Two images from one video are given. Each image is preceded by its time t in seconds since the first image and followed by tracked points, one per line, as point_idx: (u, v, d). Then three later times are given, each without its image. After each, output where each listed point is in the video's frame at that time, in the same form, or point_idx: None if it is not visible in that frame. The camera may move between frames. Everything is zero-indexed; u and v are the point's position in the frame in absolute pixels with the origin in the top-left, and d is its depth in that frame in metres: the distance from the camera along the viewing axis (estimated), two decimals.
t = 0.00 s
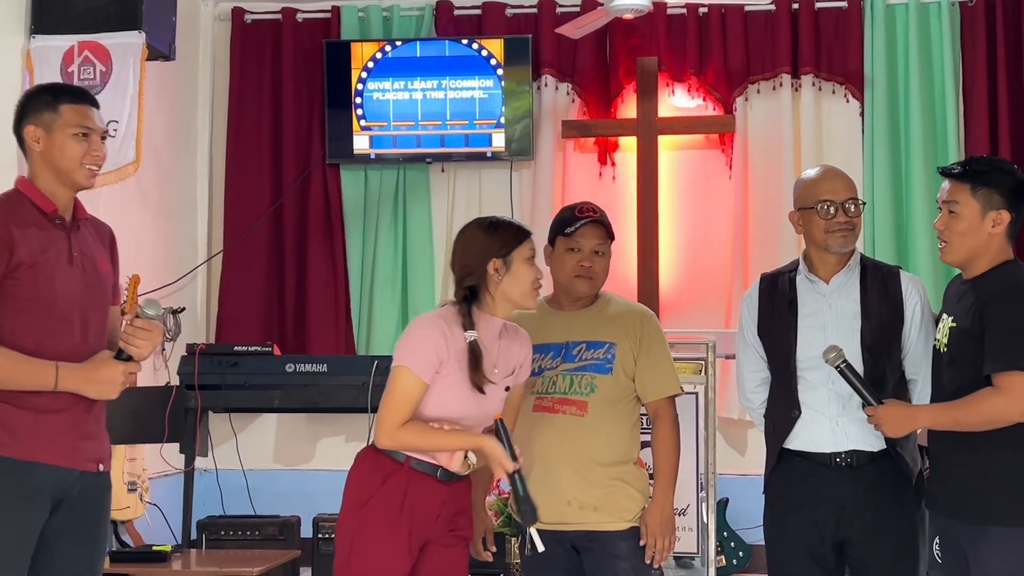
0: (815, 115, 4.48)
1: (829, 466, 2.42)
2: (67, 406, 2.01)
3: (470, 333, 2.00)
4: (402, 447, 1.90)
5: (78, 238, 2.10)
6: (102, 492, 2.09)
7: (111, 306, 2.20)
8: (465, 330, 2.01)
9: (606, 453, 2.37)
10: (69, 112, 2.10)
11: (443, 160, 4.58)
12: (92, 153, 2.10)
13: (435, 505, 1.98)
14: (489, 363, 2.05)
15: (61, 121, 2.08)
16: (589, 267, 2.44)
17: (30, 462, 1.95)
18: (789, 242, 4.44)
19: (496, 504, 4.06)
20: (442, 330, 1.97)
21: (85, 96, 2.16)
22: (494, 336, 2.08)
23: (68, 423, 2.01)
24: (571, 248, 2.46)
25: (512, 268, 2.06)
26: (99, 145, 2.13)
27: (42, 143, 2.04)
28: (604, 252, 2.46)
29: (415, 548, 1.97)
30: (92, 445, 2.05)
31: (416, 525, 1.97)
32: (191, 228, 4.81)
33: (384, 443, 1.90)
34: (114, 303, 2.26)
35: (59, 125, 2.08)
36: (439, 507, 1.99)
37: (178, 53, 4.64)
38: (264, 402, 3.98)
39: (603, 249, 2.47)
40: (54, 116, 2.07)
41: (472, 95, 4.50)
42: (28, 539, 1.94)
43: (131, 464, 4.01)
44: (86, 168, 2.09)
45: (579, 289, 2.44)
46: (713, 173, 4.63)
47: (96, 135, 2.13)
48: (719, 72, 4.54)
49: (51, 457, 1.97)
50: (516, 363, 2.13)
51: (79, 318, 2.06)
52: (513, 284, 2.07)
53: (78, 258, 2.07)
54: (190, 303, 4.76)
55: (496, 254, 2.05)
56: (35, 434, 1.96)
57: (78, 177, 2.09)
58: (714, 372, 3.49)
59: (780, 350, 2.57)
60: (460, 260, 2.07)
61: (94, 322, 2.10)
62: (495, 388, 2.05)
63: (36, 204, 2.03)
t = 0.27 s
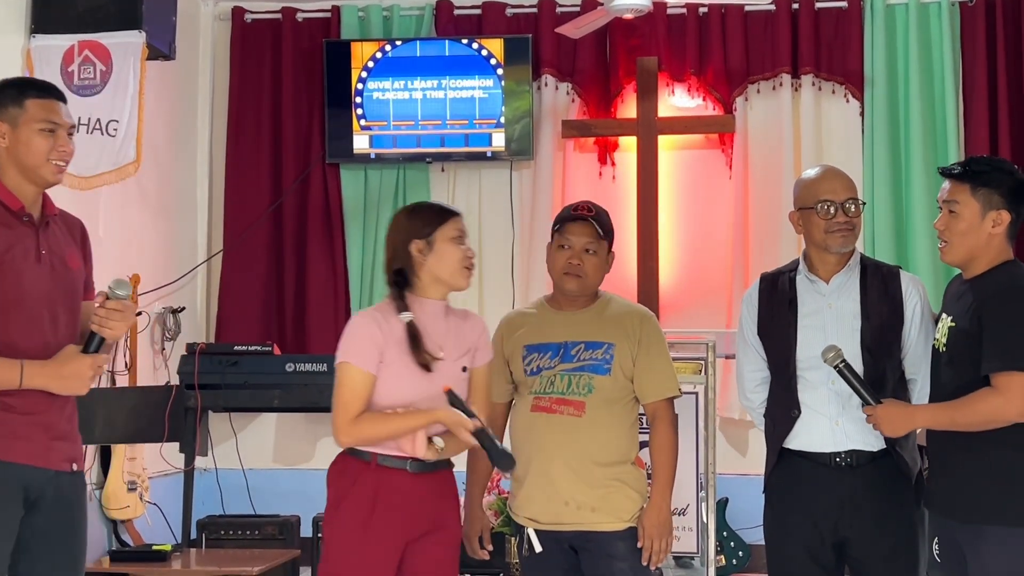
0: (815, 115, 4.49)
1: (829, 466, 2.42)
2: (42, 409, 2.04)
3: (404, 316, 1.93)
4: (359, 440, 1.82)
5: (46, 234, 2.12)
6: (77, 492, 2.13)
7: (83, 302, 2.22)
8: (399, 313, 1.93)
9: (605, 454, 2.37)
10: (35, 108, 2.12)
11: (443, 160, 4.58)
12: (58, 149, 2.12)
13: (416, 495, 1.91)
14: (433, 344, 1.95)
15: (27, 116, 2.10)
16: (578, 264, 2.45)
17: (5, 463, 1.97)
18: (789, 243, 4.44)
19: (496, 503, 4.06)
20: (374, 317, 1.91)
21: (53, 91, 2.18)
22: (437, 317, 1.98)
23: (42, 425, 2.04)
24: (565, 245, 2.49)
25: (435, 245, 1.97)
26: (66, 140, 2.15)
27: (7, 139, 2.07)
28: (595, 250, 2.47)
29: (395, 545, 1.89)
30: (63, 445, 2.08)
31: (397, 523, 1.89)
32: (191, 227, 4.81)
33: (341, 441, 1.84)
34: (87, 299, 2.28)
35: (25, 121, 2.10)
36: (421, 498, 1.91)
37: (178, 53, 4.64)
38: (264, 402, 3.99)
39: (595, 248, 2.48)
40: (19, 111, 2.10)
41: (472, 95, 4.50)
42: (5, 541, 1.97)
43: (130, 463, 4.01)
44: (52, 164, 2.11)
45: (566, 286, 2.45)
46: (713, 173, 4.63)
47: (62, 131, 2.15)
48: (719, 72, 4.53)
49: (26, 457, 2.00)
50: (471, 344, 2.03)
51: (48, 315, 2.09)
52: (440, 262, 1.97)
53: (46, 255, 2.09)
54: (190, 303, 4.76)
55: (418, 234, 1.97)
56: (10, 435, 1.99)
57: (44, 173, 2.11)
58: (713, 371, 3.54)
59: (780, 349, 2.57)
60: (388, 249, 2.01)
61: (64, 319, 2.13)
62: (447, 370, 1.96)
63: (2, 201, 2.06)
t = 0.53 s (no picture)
0: (815, 115, 4.49)
1: (829, 466, 2.42)
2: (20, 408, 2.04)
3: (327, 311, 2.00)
4: (301, 434, 1.91)
5: (27, 234, 2.12)
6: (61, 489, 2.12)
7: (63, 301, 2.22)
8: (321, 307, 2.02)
9: (602, 454, 2.36)
10: (17, 105, 2.11)
11: (443, 160, 4.58)
12: (40, 147, 2.11)
13: (370, 486, 1.97)
14: (364, 339, 2.03)
15: (8, 114, 2.09)
16: (567, 262, 2.47)
17: None
18: (789, 243, 4.44)
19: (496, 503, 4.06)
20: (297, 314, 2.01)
21: (34, 89, 2.18)
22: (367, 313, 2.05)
23: (22, 426, 2.04)
24: (555, 243, 2.51)
25: (358, 246, 2.04)
26: (48, 138, 2.14)
27: None
28: (585, 248, 2.48)
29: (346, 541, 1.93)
30: (44, 445, 2.08)
31: (355, 515, 1.94)
32: (191, 226, 4.81)
33: (283, 442, 1.92)
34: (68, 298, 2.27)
35: (6, 118, 2.09)
36: (376, 489, 1.97)
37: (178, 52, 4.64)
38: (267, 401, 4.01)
39: (585, 246, 2.49)
40: None
41: (472, 94, 4.50)
42: None
43: (129, 463, 4.01)
44: (35, 162, 2.10)
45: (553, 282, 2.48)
46: (713, 173, 4.63)
47: (43, 129, 2.14)
48: (719, 72, 4.53)
49: (6, 458, 2.00)
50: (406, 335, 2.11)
51: (27, 314, 2.09)
52: (361, 260, 2.04)
53: (26, 254, 2.09)
54: (190, 302, 4.76)
55: (342, 232, 2.05)
56: None
57: (26, 171, 2.09)
58: (713, 370, 3.57)
59: (779, 349, 2.56)
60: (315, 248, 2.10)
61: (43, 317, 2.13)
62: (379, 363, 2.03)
63: None
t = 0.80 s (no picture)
0: (815, 116, 4.49)
1: (828, 466, 2.42)
2: (22, 405, 2.04)
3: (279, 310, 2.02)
4: (262, 430, 1.90)
5: (28, 233, 2.11)
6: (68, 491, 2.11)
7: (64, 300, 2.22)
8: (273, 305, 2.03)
9: (597, 455, 2.37)
10: (17, 105, 2.11)
11: (443, 160, 4.58)
12: (40, 146, 2.11)
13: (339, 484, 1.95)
14: (321, 336, 2.04)
15: (8, 114, 2.09)
16: (560, 262, 2.47)
17: None
18: (788, 244, 4.44)
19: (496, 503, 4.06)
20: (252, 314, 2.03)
21: (35, 89, 2.17)
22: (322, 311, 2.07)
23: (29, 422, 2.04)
24: (549, 242, 2.51)
25: (308, 247, 2.05)
26: (48, 138, 2.14)
27: None
28: (578, 248, 2.48)
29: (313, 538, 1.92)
30: (51, 443, 2.07)
31: (321, 511, 1.93)
32: (191, 226, 4.81)
33: (245, 440, 1.90)
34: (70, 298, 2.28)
35: (7, 118, 2.09)
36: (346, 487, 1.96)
37: (178, 52, 4.64)
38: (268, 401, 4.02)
39: (579, 245, 2.49)
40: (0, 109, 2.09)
41: (472, 95, 4.50)
42: None
43: (129, 463, 4.01)
44: (35, 162, 2.10)
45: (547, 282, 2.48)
46: (713, 173, 4.62)
47: (44, 128, 2.14)
48: (719, 72, 4.53)
49: (12, 457, 1.99)
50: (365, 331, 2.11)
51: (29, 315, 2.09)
52: (311, 261, 2.05)
53: (27, 253, 2.09)
54: (190, 302, 4.76)
55: (291, 233, 2.07)
56: None
57: (26, 171, 2.10)
58: (713, 372, 3.51)
59: (779, 349, 2.57)
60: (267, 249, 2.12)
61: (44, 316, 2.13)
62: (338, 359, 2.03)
63: None
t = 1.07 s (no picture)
0: (817, 117, 4.49)
1: (831, 467, 2.42)
2: (34, 407, 2.03)
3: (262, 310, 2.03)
4: (244, 433, 1.88)
5: (42, 234, 2.12)
6: (78, 492, 2.11)
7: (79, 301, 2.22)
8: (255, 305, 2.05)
9: (596, 456, 2.36)
10: (29, 107, 2.11)
11: (444, 162, 4.58)
12: (54, 148, 2.11)
13: (326, 485, 1.94)
14: (306, 338, 2.02)
15: (22, 116, 2.09)
16: (560, 263, 2.47)
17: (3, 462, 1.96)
18: (789, 245, 4.45)
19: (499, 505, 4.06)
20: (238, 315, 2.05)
21: (47, 91, 2.17)
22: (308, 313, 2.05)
23: (40, 423, 2.03)
24: (549, 244, 2.51)
25: (281, 251, 2.04)
26: (62, 140, 2.14)
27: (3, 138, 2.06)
28: (578, 249, 2.47)
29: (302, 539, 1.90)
30: (63, 445, 2.06)
31: (308, 512, 1.91)
32: (194, 228, 4.82)
33: (227, 442, 1.89)
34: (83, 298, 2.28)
35: (20, 120, 2.09)
36: (331, 488, 1.94)
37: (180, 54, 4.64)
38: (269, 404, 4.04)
39: (578, 247, 2.48)
40: (14, 111, 2.09)
41: (474, 96, 4.50)
42: (7, 539, 1.94)
43: (132, 464, 4.01)
44: (48, 164, 2.10)
45: (548, 284, 2.48)
46: (715, 174, 4.62)
47: (57, 130, 2.14)
48: (721, 73, 4.53)
49: (24, 457, 1.98)
50: (355, 332, 2.08)
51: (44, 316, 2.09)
52: (284, 264, 2.04)
53: (42, 255, 2.10)
54: (192, 304, 4.77)
55: (266, 237, 2.07)
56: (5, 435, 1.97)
57: (39, 173, 2.10)
58: (715, 372, 3.51)
59: (782, 351, 2.57)
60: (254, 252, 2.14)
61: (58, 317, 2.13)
62: (323, 360, 2.01)
63: None
